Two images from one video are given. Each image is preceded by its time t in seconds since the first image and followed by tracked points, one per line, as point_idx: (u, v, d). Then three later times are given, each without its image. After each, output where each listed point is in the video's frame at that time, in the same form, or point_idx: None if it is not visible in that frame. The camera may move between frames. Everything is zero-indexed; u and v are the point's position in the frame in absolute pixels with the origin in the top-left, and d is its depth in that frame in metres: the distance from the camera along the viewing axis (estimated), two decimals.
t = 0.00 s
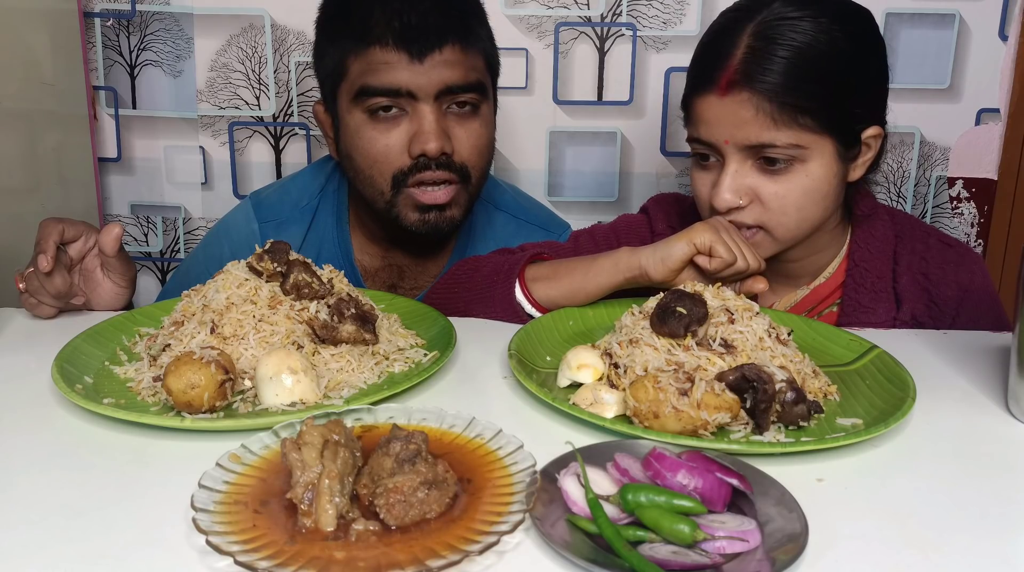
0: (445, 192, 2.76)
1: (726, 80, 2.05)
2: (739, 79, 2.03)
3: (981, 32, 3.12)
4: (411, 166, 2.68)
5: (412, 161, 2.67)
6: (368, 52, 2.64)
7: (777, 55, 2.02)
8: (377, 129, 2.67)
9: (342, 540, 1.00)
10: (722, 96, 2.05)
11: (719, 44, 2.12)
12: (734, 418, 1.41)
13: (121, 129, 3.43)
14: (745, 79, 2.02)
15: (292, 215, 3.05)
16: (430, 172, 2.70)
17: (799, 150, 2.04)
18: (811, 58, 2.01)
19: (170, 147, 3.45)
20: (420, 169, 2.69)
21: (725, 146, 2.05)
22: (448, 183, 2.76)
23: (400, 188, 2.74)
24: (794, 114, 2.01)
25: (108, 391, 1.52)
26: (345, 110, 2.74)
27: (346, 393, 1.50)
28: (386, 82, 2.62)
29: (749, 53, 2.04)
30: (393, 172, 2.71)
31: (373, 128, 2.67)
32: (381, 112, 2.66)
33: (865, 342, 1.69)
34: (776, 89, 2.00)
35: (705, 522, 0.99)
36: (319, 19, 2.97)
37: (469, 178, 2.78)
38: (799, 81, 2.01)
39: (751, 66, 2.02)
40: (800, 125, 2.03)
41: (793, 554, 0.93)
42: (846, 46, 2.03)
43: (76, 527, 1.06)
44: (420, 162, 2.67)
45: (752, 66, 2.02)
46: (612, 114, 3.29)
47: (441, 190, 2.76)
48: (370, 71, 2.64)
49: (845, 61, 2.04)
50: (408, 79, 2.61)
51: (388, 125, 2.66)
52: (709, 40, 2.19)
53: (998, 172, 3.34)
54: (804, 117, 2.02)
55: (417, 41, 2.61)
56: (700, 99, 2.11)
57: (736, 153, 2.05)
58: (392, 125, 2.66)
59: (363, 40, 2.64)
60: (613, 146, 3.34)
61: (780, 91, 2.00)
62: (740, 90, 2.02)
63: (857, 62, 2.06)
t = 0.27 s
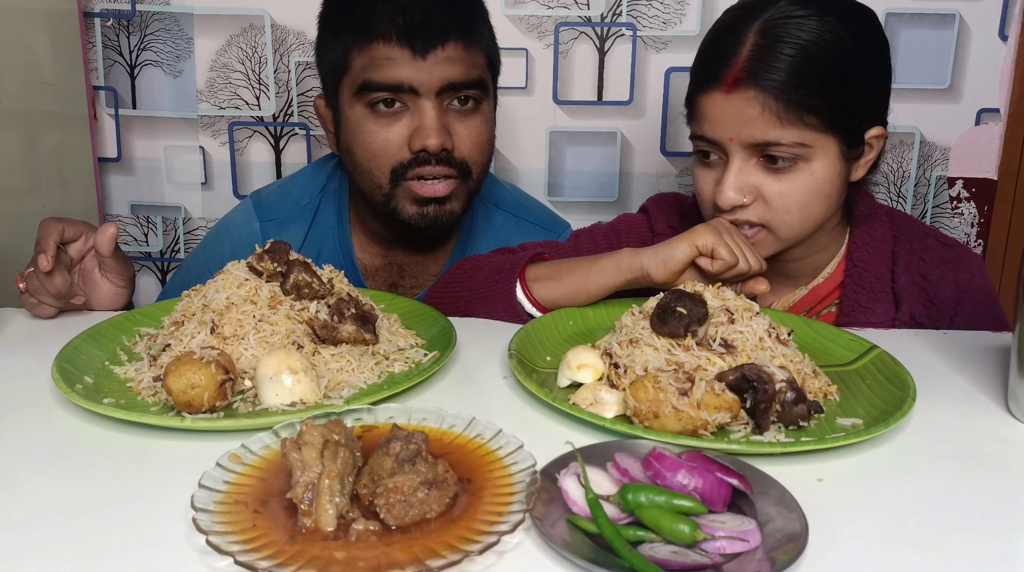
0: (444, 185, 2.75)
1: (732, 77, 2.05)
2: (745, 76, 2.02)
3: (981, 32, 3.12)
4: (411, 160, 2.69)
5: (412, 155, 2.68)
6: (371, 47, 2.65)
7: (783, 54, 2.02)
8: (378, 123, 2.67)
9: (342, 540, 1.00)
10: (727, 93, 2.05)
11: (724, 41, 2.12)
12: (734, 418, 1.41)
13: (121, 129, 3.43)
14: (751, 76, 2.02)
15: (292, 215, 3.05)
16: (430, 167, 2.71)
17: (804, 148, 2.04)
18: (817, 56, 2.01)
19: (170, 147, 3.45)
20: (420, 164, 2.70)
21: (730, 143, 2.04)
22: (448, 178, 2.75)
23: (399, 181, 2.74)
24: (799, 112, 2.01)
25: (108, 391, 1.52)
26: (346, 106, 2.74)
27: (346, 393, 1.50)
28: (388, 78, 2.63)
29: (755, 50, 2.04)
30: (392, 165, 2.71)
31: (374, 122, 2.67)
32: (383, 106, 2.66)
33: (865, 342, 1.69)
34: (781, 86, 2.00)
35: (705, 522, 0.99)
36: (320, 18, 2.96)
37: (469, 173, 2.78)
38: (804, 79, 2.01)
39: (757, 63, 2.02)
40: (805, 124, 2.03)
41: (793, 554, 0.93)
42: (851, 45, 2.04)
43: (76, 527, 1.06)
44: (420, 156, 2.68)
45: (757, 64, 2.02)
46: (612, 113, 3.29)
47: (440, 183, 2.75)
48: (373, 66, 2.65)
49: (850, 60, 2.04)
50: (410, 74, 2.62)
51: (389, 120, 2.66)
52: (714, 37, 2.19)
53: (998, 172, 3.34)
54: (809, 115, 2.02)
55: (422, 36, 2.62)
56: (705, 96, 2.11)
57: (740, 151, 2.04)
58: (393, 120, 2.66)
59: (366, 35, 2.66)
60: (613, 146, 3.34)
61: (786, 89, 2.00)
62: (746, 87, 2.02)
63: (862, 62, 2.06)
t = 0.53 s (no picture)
0: (449, 183, 2.76)
1: (740, 74, 2.05)
2: (754, 73, 2.03)
3: (981, 32, 3.12)
4: (416, 158, 2.69)
5: (416, 153, 2.67)
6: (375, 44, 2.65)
7: (792, 51, 2.02)
8: (382, 120, 2.67)
9: (342, 540, 1.00)
10: (735, 90, 2.05)
11: (732, 38, 2.12)
12: (734, 418, 1.41)
13: (121, 129, 3.43)
14: (759, 74, 2.02)
15: (292, 215, 3.05)
16: (434, 164, 2.70)
17: (809, 148, 2.04)
18: (826, 55, 2.01)
19: (170, 147, 3.45)
20: (425, 161, 2.70)
21: (736, 140, 2.04)
22: (453, 175, 2.76)
23: (404, 178, 2.74)
24: (806, 111, 2.01)
25: (108, 391, 1.52)
26: (349, 103, 2.74)
27: (346, 393, 1.50)
28: (392, 74, 2.63)
29: (763, 48, 2.04)
30: (396, 163, 2.71)
31: (378, 120, 2.67)
32: (387, 103, 2.65)
33: (865, 342, 1.69)
34: (789, 84, 2.00)
35: (705, 522, 0.99)
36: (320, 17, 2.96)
37: (473, 170, 2.78)
38: (813, 78, 2.01)
39: (766, 61, 2.02)
40: (813, 123, 2.03)
41: (793, 554, 0.93)
42: (860, 45, 2.04)
43: (77, 527, 1.06)
44: (425, 153, 2.67)
45: (766, 62, 2.02)
46: (612, 113, 3.29)
47: (446, 179, 2.76)
48: (377, 63, 2.65)
49: (858, 59, 2.04)
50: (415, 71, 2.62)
51: (393, 117, 2.66)
52: (721, 34, 2.19)
53: (998, 172, 3.34)
54: (816, 114, 2.02)
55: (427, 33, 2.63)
56: (712, 93, 2.11)
57: (746, 149, 2.04)
58: (397, 117, 2.66)
59: (369, 34, 2.67)
60: (613, 146, 3.34)
61: (794, 86, 2.00)
62: (753, 85, 2.02)
63: (869, 62, 2.07)
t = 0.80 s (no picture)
0: (450, 187, 2.77)
1: (745, 74, 2.05)
2: (759, 74, 2.03)
3: (980, 32, 3.12)
4: (417, 162, 2.68)
5: (418, 157, 2.67)
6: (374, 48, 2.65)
7: (797, 51, 2.02)
8: (382, 125, 2.67)
9: (342, 540, 1.00)
10: (739, 91, 2.05)
11: (737, 39, 2.12)
12: (734, 418, 1.41)
13: (121, 129, 3.43)
14: (764, 74, 2.02)
15: (292, 215, 3.05)
16: (436, 168, 2.70)
17: (815, 148, 2.04)
18: (831, 55, 2.01)
19: (170, 147, 3.45)
20: (426, 165, 2.69)
21: (740, 141, 2.04)
22: (454, 178, 2.76)
23: (405, 183, 2.75)
24: (811, 111, 2.01)
25: (108, 391, 1.52)
26: (350, 108, 2.74)
27: (346, 393, 1.50)
28: (391, 79, 2.63)
29: (768, 48, 2.04)
30: (398, 167, 2.72)
31: (378, 124, 2.67)
32: (387, 107, 2.66)
33: (865, 342, 1.69)
34: (794, 85, 2.00)
35: (705, 522, 0.99)
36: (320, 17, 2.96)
37: (475, 171, 2.78)
38: (818, 78, 2.01)
39: (771, 61, 2.02)
40: (818, 124, 2.03)
41: (793, 554, 0.93)
42: (865, 45, 2.04)
43: (77, 527, 1.06)
44: (426, 157, 2.67)
45: (771, 62, 2.02)
46: (612, 113, 3.29)
47: (447, 183, 2.77)
48: (376, 67, 2.65)
49: (863, 60, 2.04)
50: (416, 75, 2.62)
51: (393, 121, 2.66)
52: (726, 34, 2.19)
53: (998, 172, 3.34)
54: (821, 114, 2.02)
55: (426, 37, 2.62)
56: (716, 93, 2.11)
57: (751, 150, 2.03)
58: (397, 122, 2.66)
59: (368, 38, 2.66)
60: (613, 146, 3.34)
61: (799, 87, 2.00)
62: (758, 85, 2.02)
63: (875, 62, 2.07)
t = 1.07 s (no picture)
0: (446, 187, 2.76)
1: (744, 74, 2.05)
2: (758, 73, 2.03)
3: (981, 32, 3.12)
4: (412, 163, 2.69)
5: (413, 158, 2.68)
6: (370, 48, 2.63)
7: (796, 51, 2.02)
8: (378, 125, 2.67)
9: (342, 540, 1.00)
10: (739, 91, 2.04)
11: (736, 39, 2.12)
12: (734, 418, 1.41)
13: (121, 129, 3.43)
14: (763, 74, 2.02)
15: (293, 215, 3.05)
16: (432, 169, 2.70)
17: (814, 148, 2.04)
18: (830, 55, 2.01)
19: (170, 147, 3.45)
20: (422, 166, 2.70)
21: (739, 141, 2.04)
22: (450, 178, 2.76)
23: (402, 183, 2.74)
24: (810, 111, 2.01)
25: (108, 391, 1.52)
26: (347, 108, 2.74)
27: (346, 393, 1.50)
28: (387, 80, 2.62)
29: (767, 48, 2.04)
30: (393, 167, 2.71)
31: (375, 125, 2.67)
32: (383, 108, 2.66)
33: (865, 342, 1.69)
34: (794, 85, 2.00)
35: (705, 522, 0.99)
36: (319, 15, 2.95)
37: (470, 172, 2.78)
38: (817, 78, 2.01)
39: (770, 61, 2.02)
40: (817, 123, 2.03)
41: (793, 554, 0.93)
42: (864, 45, 2.04)
43: (77, 527, 1.06)
44: (422, 158, 2.67)
45: (770, 62, 2.02)
46: (612, 114, 3.29)
47: (442, 183, 2.76)
48: (372, 69, 2.64)
49: (863, 59, 2.04)
50: (412, 77, 2.61)
51: (389, 122, 2.66)
52: (725, 34, 2.19)
53: (998, 172, 3.34)
54: (821, 114, 2.02)
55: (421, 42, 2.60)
56: (716, 93, 2.11)
57: (750, 150, 2.04)
58: (393, 122, 2.66)
59: (364, 40, 2.64)
60: (613, 146, 3.34)
61: (798, 87, 2.00)
62: (757, 85, 2.02)
63: (874, 62, 2.07)
